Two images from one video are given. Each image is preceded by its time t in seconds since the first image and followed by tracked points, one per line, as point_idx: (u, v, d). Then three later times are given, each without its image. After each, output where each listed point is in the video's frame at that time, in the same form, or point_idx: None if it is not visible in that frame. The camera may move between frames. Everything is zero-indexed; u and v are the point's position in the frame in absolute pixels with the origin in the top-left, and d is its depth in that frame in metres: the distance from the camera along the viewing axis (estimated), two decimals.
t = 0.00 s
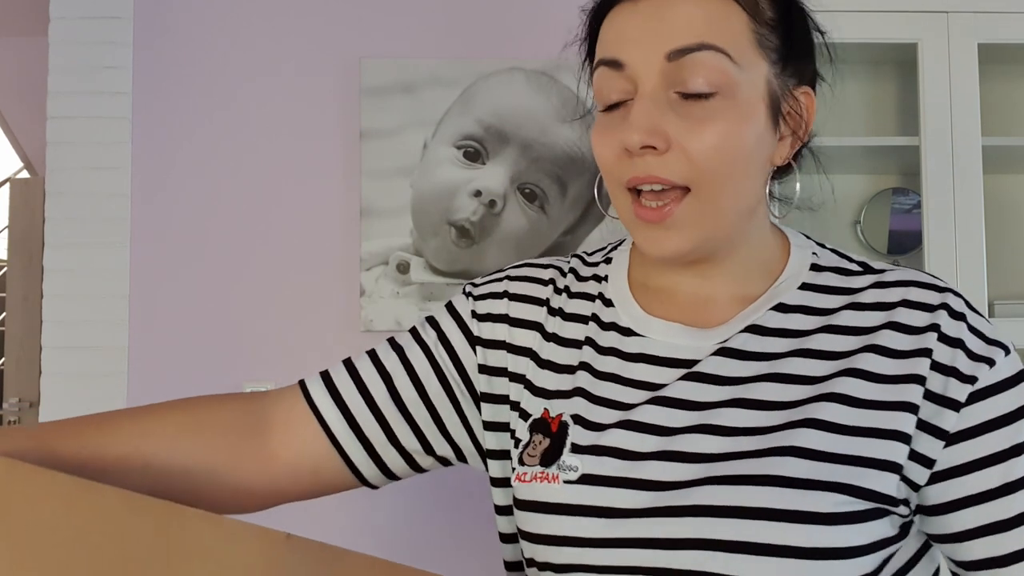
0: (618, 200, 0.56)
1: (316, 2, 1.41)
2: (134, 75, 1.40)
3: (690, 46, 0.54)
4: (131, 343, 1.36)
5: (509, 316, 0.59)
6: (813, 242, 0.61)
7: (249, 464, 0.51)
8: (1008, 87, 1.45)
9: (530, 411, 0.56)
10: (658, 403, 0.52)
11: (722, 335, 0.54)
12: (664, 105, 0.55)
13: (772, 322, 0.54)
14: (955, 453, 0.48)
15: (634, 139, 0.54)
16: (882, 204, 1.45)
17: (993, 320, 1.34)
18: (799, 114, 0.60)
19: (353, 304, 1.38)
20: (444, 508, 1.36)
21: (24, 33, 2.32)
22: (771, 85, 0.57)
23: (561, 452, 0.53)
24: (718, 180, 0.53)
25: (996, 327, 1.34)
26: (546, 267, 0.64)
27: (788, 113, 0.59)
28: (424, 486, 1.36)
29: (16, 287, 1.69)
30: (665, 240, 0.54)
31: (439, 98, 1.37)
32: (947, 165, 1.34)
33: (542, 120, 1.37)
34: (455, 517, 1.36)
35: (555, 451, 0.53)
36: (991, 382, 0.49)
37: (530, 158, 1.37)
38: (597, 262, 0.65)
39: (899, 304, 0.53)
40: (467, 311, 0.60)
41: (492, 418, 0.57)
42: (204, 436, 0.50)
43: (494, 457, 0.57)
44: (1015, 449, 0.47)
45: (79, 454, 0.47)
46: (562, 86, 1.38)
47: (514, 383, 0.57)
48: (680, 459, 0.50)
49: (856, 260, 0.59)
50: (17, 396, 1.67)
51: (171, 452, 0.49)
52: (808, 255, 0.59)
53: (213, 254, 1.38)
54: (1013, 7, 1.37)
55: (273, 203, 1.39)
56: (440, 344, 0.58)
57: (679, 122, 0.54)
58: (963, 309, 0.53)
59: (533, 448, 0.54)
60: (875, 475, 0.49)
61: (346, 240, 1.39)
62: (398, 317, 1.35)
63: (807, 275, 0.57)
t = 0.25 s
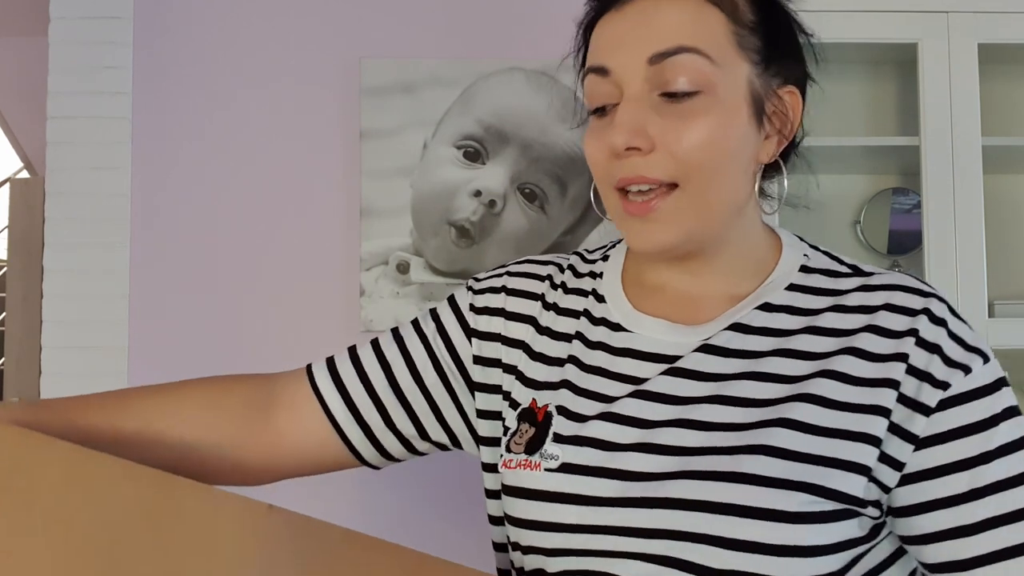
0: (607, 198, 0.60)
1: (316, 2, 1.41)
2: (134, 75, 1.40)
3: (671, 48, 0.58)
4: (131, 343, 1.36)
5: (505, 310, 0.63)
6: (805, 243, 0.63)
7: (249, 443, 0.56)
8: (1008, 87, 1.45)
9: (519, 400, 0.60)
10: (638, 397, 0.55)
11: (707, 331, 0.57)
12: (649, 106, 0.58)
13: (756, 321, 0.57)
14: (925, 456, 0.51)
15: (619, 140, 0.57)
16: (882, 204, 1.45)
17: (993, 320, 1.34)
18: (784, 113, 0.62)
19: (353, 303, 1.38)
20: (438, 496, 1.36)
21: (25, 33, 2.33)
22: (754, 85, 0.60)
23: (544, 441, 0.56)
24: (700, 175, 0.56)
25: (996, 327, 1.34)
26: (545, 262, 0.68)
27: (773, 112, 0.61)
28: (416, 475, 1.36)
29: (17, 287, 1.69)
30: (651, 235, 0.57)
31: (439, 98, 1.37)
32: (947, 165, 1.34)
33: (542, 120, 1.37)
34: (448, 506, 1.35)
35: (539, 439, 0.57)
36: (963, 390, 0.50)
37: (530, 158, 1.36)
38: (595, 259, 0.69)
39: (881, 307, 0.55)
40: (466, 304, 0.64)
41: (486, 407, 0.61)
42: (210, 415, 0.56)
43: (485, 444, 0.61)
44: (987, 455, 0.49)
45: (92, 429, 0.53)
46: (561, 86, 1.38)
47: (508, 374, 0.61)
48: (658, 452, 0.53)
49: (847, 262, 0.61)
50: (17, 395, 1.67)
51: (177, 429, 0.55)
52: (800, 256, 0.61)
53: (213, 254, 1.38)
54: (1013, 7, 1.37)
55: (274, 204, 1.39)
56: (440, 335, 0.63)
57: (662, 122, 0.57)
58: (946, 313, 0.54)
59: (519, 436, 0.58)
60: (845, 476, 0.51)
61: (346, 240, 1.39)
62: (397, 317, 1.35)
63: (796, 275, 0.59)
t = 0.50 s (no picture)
0: (596, 216, 0.65)
1: (316, 3, 1.41)
2: (134, 75, 1.39)
3: (645, 79, 0.61)
4: (131, 342, 1.36)
5: (503, 312, 0.69)
6: (791, 255, 0.68)
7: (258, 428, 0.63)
8: (1008, 87, 1.45)
9: (511, 399, 0.65)
10: (621, 399, 0.60)
11: (691, 340, 0.62)
12: (626, 134, 0.62)
13: (738, 331, 0.62)
14: (893, 464, 0.55)
15: (600, 168, 0.62)
16: (882, 204, 1.45)
17: (994, 320, 1.34)
18: (762, 129, 0.65)
19: (353, 302, 1.38)
20: (435, 485, 1.36)
21: (25, 33, 2.33)
22: (728, 106, 0.63)
23: (532, 438, 0.62)
24: (675, 200, 0.60)
25: (997, 327, 1.33)
26: (544, 267, 0.73)
27: (750, 129, 0.65)
28: (412, 467, 1.36)
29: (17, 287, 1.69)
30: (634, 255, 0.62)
31: (439, 98, 1.37)
32: (947, 165, 1.34)
33: (542, 120, 1.37)
34: (445, 496, 1.35)
35: (528, 436, 0.63)
36: (930, 403, 0.55)
37: (530, 158, 1.37)
38: (591, 265, 0.74)
39: (857, 321, 0.59)
40: (467, 305, 0.70)
41: (481, 402, 0.67)
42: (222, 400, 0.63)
43: (480, 438, 0.68)
44: (949, 466, 0.53)
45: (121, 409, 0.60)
46: (561, 87, 1.38)
47: (502, 372, 0.67)
48: (640, 451, 0.58)
49: (829, 275, 0.66)
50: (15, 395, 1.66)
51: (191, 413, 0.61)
52: (784, 269, 0.65)
53: (212, 254, 1.38)
54: (1013, 7, 1.37)
55: (274, 203, 1.39)
56: (443, 335, 0.69)
57: (639, 149, 0.61)
58: (917, 329, 0.59)
59: (511, 433, 0.63)
60: (811, 481, 0.56)
61: (346, 239, 1.39)
62: (397, 317, 1.35)
63: (780, 288, 0.64)
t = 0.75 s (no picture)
0: (606, 218, 0.66)
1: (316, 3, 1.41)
2: (134, 75, 1.39)
3: (674, 87, 0.64)
4: (131, 342, 1.36)
5: (491, 318, 0.72)
6: (775, 258, 0.71)
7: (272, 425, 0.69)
8: (1008, 88, 1.45)
9: (505, 401, 0.67)
10: (619, 400, 0.63)
11: (684, 341, 0.65)
12: (650, 137, 0.64)
13: (729, 332, 0.65)
14: (880, 454, 0.60)
15: (625, 170, 0.63)
16: (882, 204, 1.46)
17: (995, 320, 1.34)
18: (765, 141, 0.69)
19: (353, 302, 1.38)
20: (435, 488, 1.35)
21: (25, 34, 2.33)
22: (743, 118, 0.66)
23: (532, 441, 0.64)
24: (697, 206, 0.63)
25: (997, 327, 1.33)
26: (531, 271, 0.76)
27: (756, 140, 0.69)
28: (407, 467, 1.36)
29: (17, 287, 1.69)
30: (650, 258, 0.64)
31: (439, 98, 1.37)
32: (947, 165, 1.34)
33: (542, 120, 1.37)
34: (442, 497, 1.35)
35: (527, 439, 0.64)
36: (915, 395, 0.60)
37: (530, 158, 1.37)
38: (579, 268, 0.76)
39: (844, 320, 0.64)
40: (454, 313, 0.74)
41: (470, 407, 0.70)
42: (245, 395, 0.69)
43: (472, 441, 0.70)
44: (931, 454, 0.58)
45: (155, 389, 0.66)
46: (561, 86, 1.38)
47: (492, 376, 0.70)
48: (639, 450, 0.60)
49: (812, 277, 0.70)
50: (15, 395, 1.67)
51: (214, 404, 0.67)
52: (769, 271, 0.69)
53: (213, 254, 1.38)
54: (1013, 7, 1.37)
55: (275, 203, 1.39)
56: (432, 342, 0.73)
57: (664, 153, 0.63)
58: (900, 328, 0.63)
59: (508, 435, 0.65)
60: (805, 471, 0.59)
61: (346, 239, 1.39)
62: (398, 317, 1.35)
63: (766, 290, 0.67)
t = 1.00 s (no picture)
0: (625, 220, 0.66)
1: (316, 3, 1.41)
2: (134, 75, 1.40)
3: (705, 91, 0.64)
4: (131, 342, 1.36)
5: (480, 319, 0.71)
6: (761, 257, 0.73)
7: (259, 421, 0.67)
8: (1008, 88, 1.45)
9: (504, 405, 0.67)
10: (625, 401, 0.63)
11: (683, 340, 0.66)
12: (680, 141, 0.64)
13: (726, 331, 0.66)
14: (874, 440, 0.63)
15: (659, 174, 0.62)
16: (882, 204, 1.46)
17: (995, 320, 1.34)
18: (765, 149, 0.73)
19: (353, 302, 1.38)
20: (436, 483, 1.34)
21: (24, 34, 2.33)
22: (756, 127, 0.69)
23: (540, 445, 0.64)
24: (719, 211, 0.64)
25: (998, 327, 1.33)
26: (518, 270, 0.75)
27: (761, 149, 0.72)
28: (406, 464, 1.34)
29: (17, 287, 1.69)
30: (669, 260, 0.65)
31: (439, 98, 1.37)
32: (947, 165, 1.34)
33: (541, 120, 1.37)
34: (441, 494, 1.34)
35: (534, 444, 0.64)
36: (904, 385, 0.63)
37: (530, 158, 1.37)
38: (569, 268, 0.76)
39: (835, 316, 0.66)
40: (437, 317, 0.72)
41: (459, 409, 0.70)
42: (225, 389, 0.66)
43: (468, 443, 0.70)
44: (920, 440, 0.61)
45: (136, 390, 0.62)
46: (561, 86, 1.38)
47: (483, 378, 0.69)
48: (648, 449, 0.61)
49: (798, 275, 0.72)
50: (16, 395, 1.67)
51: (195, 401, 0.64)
52: (757, 271, 0.70)
53: (213, 254, 1.38)
54: (1013, 7, 1.37)
55: (275, 203, 1.39)
56: (413, 349, 0.71)
57: (694, 158, 0.64)
58: (888, 322, 0.66)
59: (511, 440, 0.65)
60: (817, 465, 0.61)
61: (346, 240, 1.39)
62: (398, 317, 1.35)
63: (756, 288, 0.69)
